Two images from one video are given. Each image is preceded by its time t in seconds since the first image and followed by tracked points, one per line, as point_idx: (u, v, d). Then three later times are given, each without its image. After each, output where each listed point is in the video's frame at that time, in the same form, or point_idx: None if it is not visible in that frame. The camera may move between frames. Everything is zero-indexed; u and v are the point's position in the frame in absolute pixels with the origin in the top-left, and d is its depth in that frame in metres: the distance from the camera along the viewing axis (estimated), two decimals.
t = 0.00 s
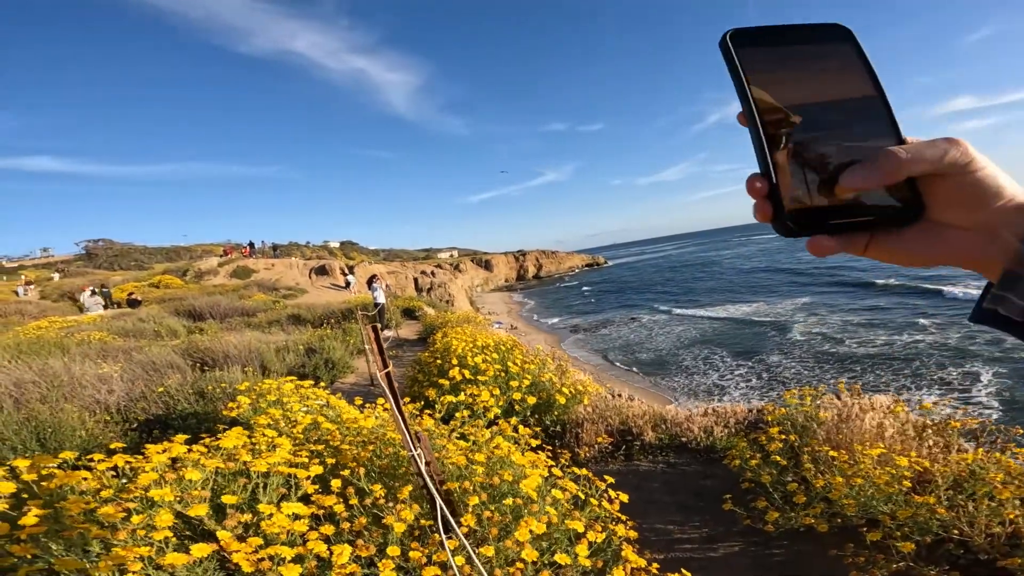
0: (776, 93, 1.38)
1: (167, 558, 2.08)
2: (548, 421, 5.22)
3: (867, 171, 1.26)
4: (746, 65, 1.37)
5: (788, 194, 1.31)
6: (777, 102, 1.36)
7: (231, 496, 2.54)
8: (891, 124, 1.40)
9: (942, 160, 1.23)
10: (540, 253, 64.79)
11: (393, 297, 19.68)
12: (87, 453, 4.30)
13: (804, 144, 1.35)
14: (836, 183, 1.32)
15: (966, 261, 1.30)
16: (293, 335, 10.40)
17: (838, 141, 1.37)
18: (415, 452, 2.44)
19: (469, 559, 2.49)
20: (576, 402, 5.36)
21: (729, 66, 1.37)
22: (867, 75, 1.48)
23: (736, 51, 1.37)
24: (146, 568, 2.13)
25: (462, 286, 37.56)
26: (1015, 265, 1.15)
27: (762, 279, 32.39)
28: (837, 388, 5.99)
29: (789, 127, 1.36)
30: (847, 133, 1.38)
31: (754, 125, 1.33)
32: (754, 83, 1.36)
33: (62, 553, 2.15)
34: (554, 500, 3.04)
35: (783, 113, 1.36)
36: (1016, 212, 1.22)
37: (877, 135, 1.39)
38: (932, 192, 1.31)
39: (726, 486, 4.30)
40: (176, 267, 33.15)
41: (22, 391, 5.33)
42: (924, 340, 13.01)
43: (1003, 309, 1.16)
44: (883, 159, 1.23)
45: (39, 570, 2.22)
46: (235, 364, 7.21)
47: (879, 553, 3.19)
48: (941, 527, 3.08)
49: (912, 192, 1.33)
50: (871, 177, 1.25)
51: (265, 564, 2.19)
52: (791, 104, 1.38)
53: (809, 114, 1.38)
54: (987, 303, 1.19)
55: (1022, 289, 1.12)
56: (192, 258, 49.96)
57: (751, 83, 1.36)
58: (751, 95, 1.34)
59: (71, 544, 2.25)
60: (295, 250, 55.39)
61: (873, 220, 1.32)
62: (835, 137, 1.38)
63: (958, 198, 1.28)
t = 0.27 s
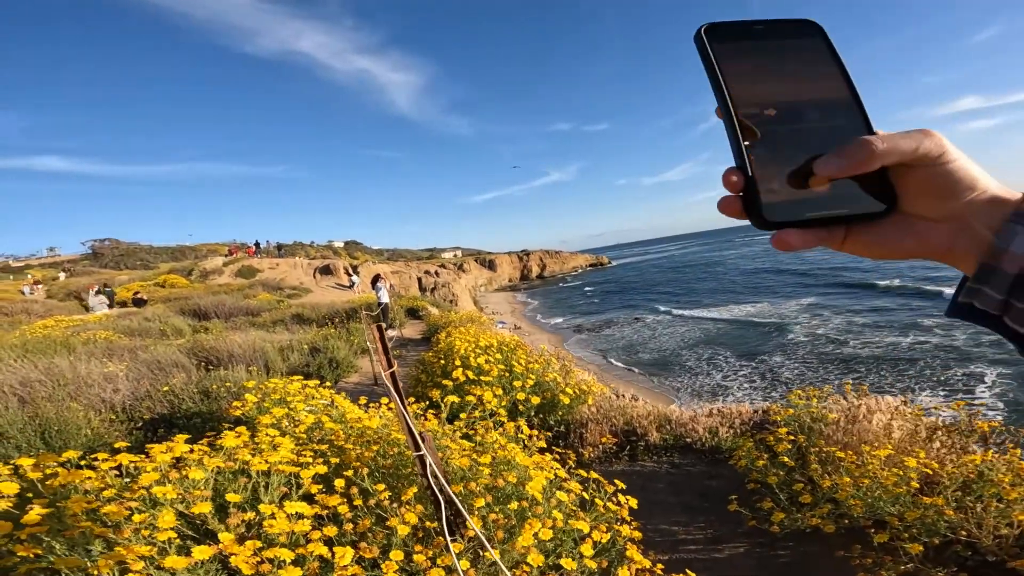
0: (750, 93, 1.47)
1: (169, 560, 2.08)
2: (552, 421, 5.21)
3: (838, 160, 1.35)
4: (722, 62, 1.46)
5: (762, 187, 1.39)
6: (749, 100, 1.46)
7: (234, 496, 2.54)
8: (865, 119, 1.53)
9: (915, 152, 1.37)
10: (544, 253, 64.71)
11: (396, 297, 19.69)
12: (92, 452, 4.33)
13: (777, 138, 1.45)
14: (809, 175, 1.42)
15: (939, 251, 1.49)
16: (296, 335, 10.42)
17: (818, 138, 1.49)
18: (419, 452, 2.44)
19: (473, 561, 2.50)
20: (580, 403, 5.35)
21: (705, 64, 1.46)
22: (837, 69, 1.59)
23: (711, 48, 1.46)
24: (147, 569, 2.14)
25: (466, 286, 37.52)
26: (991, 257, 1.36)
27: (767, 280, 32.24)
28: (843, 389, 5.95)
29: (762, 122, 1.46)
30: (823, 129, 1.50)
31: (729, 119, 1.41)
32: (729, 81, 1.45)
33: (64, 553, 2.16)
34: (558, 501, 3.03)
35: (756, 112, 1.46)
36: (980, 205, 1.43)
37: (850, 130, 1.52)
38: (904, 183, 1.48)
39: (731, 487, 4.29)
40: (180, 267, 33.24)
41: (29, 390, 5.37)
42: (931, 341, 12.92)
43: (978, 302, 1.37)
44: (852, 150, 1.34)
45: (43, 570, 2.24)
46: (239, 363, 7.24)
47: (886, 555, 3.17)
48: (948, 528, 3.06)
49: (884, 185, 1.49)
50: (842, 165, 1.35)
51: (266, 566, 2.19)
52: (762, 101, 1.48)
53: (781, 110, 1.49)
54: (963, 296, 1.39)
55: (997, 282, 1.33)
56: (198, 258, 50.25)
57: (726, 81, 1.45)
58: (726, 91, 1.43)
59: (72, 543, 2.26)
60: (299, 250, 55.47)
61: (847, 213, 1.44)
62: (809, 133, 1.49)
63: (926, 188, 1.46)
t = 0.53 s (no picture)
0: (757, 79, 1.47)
1: (174, 560, 2.09)
2: (555, 421, 5.21)
3: (846, 153, 1.36)
4: (729, 51, 1.45)
5: (768, 174, 1.39)
6: (755, 87, 1.46)
7: (239, 496, 2.55)
8: (873, 109, 1.52)
9: (922, 143, 1.38)
10: (548, 253, 64.73)
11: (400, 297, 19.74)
12: (97, 450, 4.35)
13: (782, 124, 1.45)
14: (815, 165, 1.42)
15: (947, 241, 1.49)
16: (300, 334, 10.46)
17: (825, 127, 1.48)
18: (423, 453, 2.44)
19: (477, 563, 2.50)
20: (584, 403, 5.35)
21: (711, 50, 1.45)
22: (843, 57, 1.59)
23: (716, 35, 1.45)
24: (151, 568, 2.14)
25: (470, 286, 37.56)
26: (1000, 248, 1.35)
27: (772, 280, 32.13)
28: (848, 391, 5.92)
29: (768, 109, 1.46)
30: (831, 117, 1.49)
31: (735, 105, 1.41)
32: (736, 68, 1.45)
33: (69, 551, 2.17)
34: (562, 502, 3.03)
35: (762, 98, 1.46)
36: (989, 194, 1.42)
37: (858, 119, 1.51)
38: (912, 173, 1.48)
39: (735, 488, 4.28)
40: (186, 266, 33.45)
41: (35, 388, 5.41)
42: (937, 343, 12.85)
43: (988, 292, 1.37)
44: (861, 141, 1.34)
45: (48, 569, 2.25)
46: (244, 363, 7.27)
47: (892, 556, 3.15)
48: (956, 530, 3.04)
49: (891, 175, 1.49)
50: (850, 158, 1.36)
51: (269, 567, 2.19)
52: (769, 87, 1.48)
53: (787, 98, 1.49)
54: (971, 288, 1.39)
55: (1006, 273, 1.33)
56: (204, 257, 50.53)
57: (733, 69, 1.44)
58: (732, 77, 1.42)
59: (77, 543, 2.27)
60: (304, 250, 55.69)
61: (853, 201, 1.44)
62: (816, 121, 1.48)
63: (933, 179, 1.47)
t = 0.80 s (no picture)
0: (758, 71, 1.46)
1: (176, 560, 2.10)
2: (558, 421, 5.21)
3: (847, 144, 1.36)
4: (729, 42, 1.45)
5: (769, 163, 1.39)
6: (756, 77, 1.45)
7: (241, 496, 2.56)
8: (874, 101, 1.52)
9: (922, 134, 1.38)
10: (550, 253, 64.84)
11: (403, 297, 19.75)
12: (100, 449, 4.37)
13: (782, 115, 1.45)
14: (815, 156, 1.42)
15: (946, 231, 1.50)
16: (303, 334, 10.49)
17: (826, 118, 1.48)
18: (425, 452, 2.45)
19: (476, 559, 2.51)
20: (586, 403, 5.35)
21: (712, 41, 1.45)
22: (844, 50, 1.58)
23: (717, 26, 1.44)
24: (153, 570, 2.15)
25: (472, 286, 37.57)
26: (1000, 239, 1.36)
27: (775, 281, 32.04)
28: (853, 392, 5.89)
29: (768, 99, 1.45)
30: (830, 109, 1.49)
31: (735, 97, 1.41)
32: (737, 59, 1.44)
33: (72, 551, 2.18)
34: (563, 501, 3.04)
35: (763, 88, 1.45)
36: (988, 184, 1.44)
37: (858, 111, 1.51)
38: (911, 165, 1.49)
39: (738, 489, 4.27)
40: (190, 265, 33.56)
41: (39, 387, 5.43)
42: (940, 344, 12.80)
43: (988, 282, 1.37)
44: (862, 133, 1.34)
45: (51, 568, 2.26)
46: (247, 362, 7.29)
47: (894, 558, 3.14)
48: (959, 532, 3.04)
49: (891, 166, 1.49)
50: (852, 149, 1.35)
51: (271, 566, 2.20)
52: (769, 77, 1.47)
53: (788, 89, 1.48)
54: (972, 277, 1.40)
55: (1007, 263, 1.34)
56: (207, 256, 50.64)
57: (733, 60, 1.43)
58: (733, 68, 1.42)
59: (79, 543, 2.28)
60: (307, 249, 55.96)
61: (852, 191, 1.44)
62: (817, 112, 1.48)
63: (933, 171, 1.47)
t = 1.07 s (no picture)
0: (752, 73, 1.46)
1: (176, 559, 2.10)
2: (560, 421, 5.22)
3: (839, 147, 1.36)
4: (724, 43, 1.45)
5: (762, 164, 1.38)
6: (749, 79, 1.45)
7: (241, 495, 2.56)
8: (866, 103, 1.52)
9: (912, 136, 1.38)
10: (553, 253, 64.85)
11: (405, 296, 19.77)
12: (104, 449, 4.38)
13: (776, 117, 1.45)
14: (807, 158, 1.42)
15: (938, 232, 1.51)
16: (306, 333, 10.51)
17: (821, 119, 1.48)
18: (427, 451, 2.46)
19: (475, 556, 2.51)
20: (589, 403, 5.35)
21: (706, 42, 1.44)
22: (838, 52, 1.58)
23: (711, 27, 1.44)
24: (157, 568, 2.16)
25: (475, 286, 37.58)
26: (991, 239, 1.37)
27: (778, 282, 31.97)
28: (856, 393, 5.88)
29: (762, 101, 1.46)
30: (825, 110, 1.49)
31: (729, 98, 1.41)
32: (731, 60, 1.44)
33: (73, 549, 2.19)
34: (565, 500, 3.05)
35: (756, 90, 1.46)
36: (977, 186, 1.45)
37: (852, 113, 1.51)
38: (901, 167, 1.49)
39: (740, 490, 4.26)
40: (193, 265, 33.64)
41: (43, 386, 5.45)
42: (944, 344, 12.75)
43: (980, 283, 1.37)
44: (853, 134, 1.34)
45: (53, 566, 2.26)
46: (250, 362, 7.30)
47: (897, 558, 3.13)
48: (962, 532, 3.03)
49: (881, 168, 1.49)
50: (843, 151, 1.35)
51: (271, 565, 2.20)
52: (762, 80, 1.47)
53: (781, 91, 1.49)
54: (965, 278, 1.40)
55: (999, 263, 1.33)
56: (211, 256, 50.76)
57: (727, 61, 1.43)
58: (726, 69, 1.42)
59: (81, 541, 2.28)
60: (310, 248, 56.09)
61: (844, 192, 1.44)
62: (811, 113, 1.48)
63: (922, 172, 1.48)
